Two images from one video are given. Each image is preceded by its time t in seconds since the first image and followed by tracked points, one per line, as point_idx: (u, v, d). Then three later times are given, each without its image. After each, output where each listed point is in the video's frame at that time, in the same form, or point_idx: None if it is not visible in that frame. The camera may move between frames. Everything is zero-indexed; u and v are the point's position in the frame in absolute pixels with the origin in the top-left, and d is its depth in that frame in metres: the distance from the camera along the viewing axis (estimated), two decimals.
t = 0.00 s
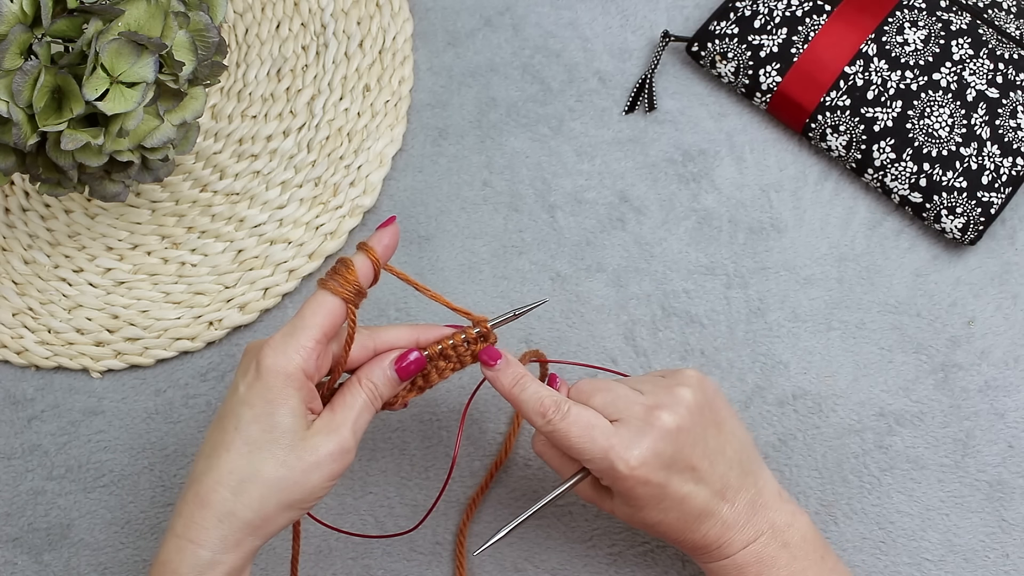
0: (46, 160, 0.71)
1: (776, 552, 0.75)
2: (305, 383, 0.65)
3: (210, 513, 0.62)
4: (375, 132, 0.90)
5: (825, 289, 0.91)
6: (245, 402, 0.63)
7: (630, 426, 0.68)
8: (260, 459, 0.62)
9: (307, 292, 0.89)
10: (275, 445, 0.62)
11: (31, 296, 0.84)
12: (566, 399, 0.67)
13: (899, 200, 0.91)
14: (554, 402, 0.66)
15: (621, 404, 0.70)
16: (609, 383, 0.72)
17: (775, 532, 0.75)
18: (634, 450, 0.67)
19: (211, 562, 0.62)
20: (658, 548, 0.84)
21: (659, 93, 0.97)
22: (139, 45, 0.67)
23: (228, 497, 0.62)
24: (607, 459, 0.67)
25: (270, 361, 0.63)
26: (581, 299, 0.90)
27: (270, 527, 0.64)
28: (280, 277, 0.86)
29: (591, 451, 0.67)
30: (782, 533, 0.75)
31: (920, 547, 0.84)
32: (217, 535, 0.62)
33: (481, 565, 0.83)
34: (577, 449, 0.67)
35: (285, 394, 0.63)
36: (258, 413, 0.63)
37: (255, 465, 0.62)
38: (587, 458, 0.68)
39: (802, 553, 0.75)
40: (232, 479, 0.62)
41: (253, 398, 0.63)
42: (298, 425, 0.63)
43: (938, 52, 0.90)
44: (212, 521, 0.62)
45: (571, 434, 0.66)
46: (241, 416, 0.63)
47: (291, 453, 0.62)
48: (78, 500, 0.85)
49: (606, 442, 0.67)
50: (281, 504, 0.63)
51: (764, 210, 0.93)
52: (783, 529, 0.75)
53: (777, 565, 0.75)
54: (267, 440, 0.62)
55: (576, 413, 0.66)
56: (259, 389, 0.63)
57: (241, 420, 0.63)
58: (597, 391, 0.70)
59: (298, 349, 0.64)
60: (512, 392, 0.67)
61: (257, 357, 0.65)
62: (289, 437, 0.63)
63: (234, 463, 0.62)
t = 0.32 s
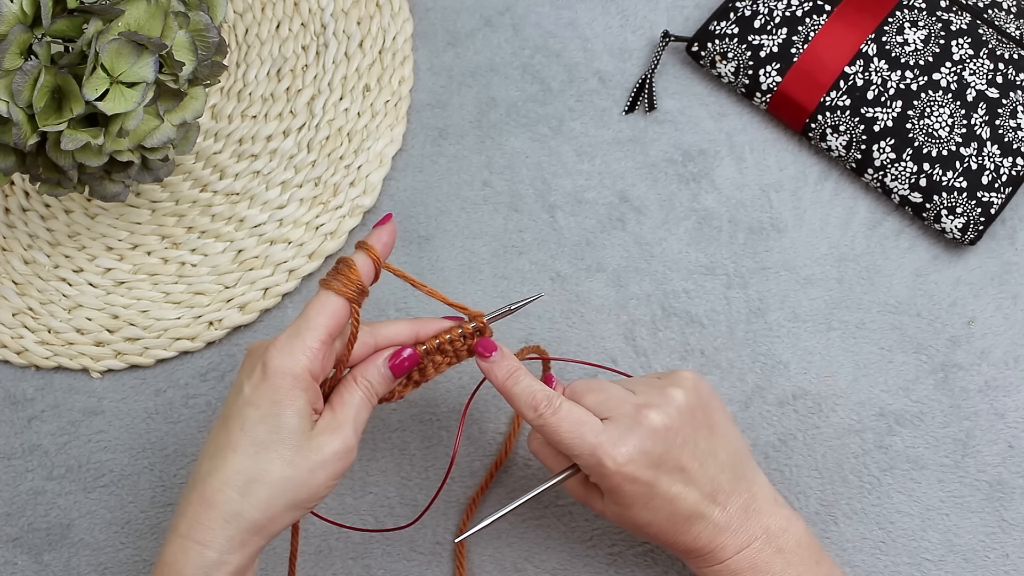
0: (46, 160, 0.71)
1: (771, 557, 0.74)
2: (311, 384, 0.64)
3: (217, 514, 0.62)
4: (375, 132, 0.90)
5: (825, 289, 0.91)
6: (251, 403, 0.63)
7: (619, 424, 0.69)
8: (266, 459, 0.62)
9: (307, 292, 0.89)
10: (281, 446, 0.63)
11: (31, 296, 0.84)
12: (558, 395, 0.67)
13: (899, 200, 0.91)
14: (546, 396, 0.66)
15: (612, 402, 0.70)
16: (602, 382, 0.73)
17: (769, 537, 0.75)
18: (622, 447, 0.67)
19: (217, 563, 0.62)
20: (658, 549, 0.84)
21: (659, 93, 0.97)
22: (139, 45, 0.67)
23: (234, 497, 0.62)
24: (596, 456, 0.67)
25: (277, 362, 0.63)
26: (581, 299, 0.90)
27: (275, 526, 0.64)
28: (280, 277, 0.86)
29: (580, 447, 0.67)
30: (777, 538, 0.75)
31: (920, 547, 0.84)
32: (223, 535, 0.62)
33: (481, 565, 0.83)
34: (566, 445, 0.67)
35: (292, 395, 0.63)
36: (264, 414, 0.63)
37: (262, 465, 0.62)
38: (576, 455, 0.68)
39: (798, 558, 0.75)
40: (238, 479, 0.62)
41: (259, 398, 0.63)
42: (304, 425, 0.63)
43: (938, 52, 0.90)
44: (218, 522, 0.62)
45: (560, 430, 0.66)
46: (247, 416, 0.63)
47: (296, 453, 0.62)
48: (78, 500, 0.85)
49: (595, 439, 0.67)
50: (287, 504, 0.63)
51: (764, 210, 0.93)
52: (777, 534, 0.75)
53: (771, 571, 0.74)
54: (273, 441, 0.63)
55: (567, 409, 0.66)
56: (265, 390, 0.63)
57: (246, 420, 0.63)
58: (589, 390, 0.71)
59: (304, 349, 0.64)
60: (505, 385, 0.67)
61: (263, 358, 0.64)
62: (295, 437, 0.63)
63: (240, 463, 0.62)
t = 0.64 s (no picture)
0: (46, 160, 0.71)
1: (770, 557, 0.74)
2: (313, 386, 0.64)
3: (218, 516, 0.62)
4: (375, 132, 0.90)
5: (825, 289, 0.91)
6: (253, 406, 0.63)
7: (618, 420, 0.69)
8: (269, 463, 0.62)
9: (307, 292, 0.89)
10: (284, 449, 0.63)
11: (31, 296, 0.84)
12: (557, 391, 0.67)
13: (899, 200, 0.91)
14: (545, 392, 0.66)
15: (611, 398, 0.70)
16: (603, 379, 0.73)
17: (768, 537, 0.75)
18: (621, 442, 0.67)
19: (219, 566, 0.62)
20: (658, 548, 0.84)
21: (659, 93, 0.97)
22: (139, 45, 0.67)
23: (236, 500, 0.62)
24: (594, 450, 0.67)
25: (279, 365, 0.63)
26: (581, 299, 0.90)
27: (277, 529, 0.64)
28: (280, 277, 0.86)
29: (579, 442, 0.67)
30: (776, 538, 0.75)
31: (920, 547, 0.84)
32: (225, 538, 0.62)
33: (481, 564, 0.83)
34: (565, 440, 0.67)
35: (294, 398, 0.63)
36: (267, 417, 0.63)
37: (264, 468, 0.62)
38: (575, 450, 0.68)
39: (798, 558, 0.74)
40: (240, 482, 0.62)
41: (261, 401, 0.63)
42: (306, 428, 0.63)
43: (938, 53, 0.90)
44: (220, 525, 0.62)
45: (559, 425, 0.66)
46: (248, 419, 0.63)
47: (299, 457, 0.63)
48: (78, 500, 0.85)
49: (594, 434, 0.67)
50: (289, 507, 0.63)
51: (764, 210, 0.93)
52: (777, 533, 0.75)
53: (770, 570, 0.74)
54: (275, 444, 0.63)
55: (566, 405, 0.66)
56: (267, 393, 0.63)
57: (248, 423, 0.63)
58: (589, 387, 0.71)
59: (307, 351, 0.64)
60: (505, 381, 0.67)
61: (265, 360, 0.64)
62: (298, 441, 0.63)
63: (242, 466, 0.62)
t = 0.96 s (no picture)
0: (46, 160, 0.71)
1: (769, 558, 0.74)
2: (314, 386, 0.64)
3: (221, 516, 0.62)
4: (375, 132, 0.90)
5: (825, 289, 0.91)
6: (255, 406, 0.63)
7: (617, 421, 0.69)
8: (271, 462, 0.62)
9: (307, 292, 0.89)
10: (285, 449, 0.62)
11: (31, 296, 0.84)
12: (557, 391, 0.67)
13: (899, 200, 0.91)
14: (545, 392, 0.66)
15: (611, 398, 0.70)
16: (602, 380, 0.73)
17: (768, 537, 0.75)
18: (619, 443, 0.67)
19: (221, 566, 0.62)
20: (658, 548, 0.84)
21: (659, 93, 0.97)
22: (139, 45, 0.67)
23: (239, 500, 0.62)
24: (592, 451, 0.67)
25: (280, 365, 0.63)
26: (581, 299, 0.90)
27: (280, 529, 0.64)
28: (280, 277, 0.86)
29: (577, 442, 0.67)
30: (776, 538, 0.75)
31: (920, 547, 0.84)
32: (227, 538, 0.62)
33: (481, 564, 0.83)
34: (563, 440, 0.67)
35: (295, 398, 0.63)
36: (268, 416, 0.63)
37: (266, 468, 0.62)
38: (573, 451, 0.68)
39: (797, 559, 0.75)
40: (242, 482, 0.62)
41: (263, 401, 0.63)
42: (308, 427, 0.63)
43: (938, 52, 0.90)
44: (222, 525, 0.62)
45: (558, 425, 0.66)
46: (250, 419, 0.63)
47: (300, 456, 0.63)
48: (78, 500, 0.85)
49: (592, 435, 0.67)
50: (292, 506, 0.63)
51: (764, 210, 0.93)
52: (776, 534, 0.75)
53: (770, 571, 0.74)
54: (277, 444, 0.62)
55: (565, 405, 0.66)
56: (269, 393, 0.63)
57: (250, 423, 0.63)
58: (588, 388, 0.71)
59: (308, 351, 0.64)
60: (505, 381, 0.67)
61: (266, 361, 0.64)
62: (299, 440, 0.63)
63: (244, 466, 0.62)
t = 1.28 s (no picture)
0: (46, 160, 0.71)
1: (765, 566, 0.74)
2: (319, 387, 0.64)
3: (225, 517, 0.62)
4: (375, 132, 0.90)
5: (825, 289, 0.91)
6: (260, 407, 0.63)
7: (605, 427, 0.69)
8: (276, 463, 0.62)
9: (307, 292, 0.89)
10: (290, 450, 0.62)
11: (31, 296, 0.84)
12: (545, 400, 0.67)
13: (899, 200, 0.91)
14: (532, 401, 0.66)
15: (599, 406, 0.71)
16: (592, 387, 0.73)
17: (762, 545, 0.74)
18: (608, 450, 0.67)
19: (225, 567, 0.62)
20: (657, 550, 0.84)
21: (659, 93, 0.97)
22: (139, 45, 0.67)
23: (244, 501, 0.62)
24: (582, 459, 0.67)
25: (285, 366, 0.63)
26: (581, 299, 0.90)
27: (284, 530, 0.64)
28: (280, 277, 0.86)
29: (566, 450, 0.67)
30: (771, 546, 0.75)
31: (920, 547, 0.84)
32: (232, 539, 0.62)
33: (481, 564, 0.83)
34: (553, 448, 0.67)
35: (300, 399, 0.63)
36: (273, 418, 0.63)
37: (271, 469, 0.62)
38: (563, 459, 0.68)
39: (791, 566, 0.74)
40: (247, 483, 0.62)
41: (268, 402, 0.63)
42: (312, 429, 0.63)
43: (938, 53, 0.90)
44: (226, 526, 0.62)
45: (546, 433, 0.66)
46: (254, 420, 0.63)
47: (305, 458, 0.63)
48: (78, 500, 0.85)
49: (581, 442, 0.67)
50: (296, 508, 0.63)
51: (764, 210, 0.93)
52: (771, 541, 0.75)
53: None
54: (282, 444, 0.62)
55: (554, 413, 0.67)
56: (274, 394, 0.63)
57: (255, 424, 0.63)
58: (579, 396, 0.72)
59: (313, 352, 0.64)
60: (493, 391, 0.68)
61: (271, 362, 0.64)
62: (304, 442, 0.63)
63: (249, 467, 0.62)
